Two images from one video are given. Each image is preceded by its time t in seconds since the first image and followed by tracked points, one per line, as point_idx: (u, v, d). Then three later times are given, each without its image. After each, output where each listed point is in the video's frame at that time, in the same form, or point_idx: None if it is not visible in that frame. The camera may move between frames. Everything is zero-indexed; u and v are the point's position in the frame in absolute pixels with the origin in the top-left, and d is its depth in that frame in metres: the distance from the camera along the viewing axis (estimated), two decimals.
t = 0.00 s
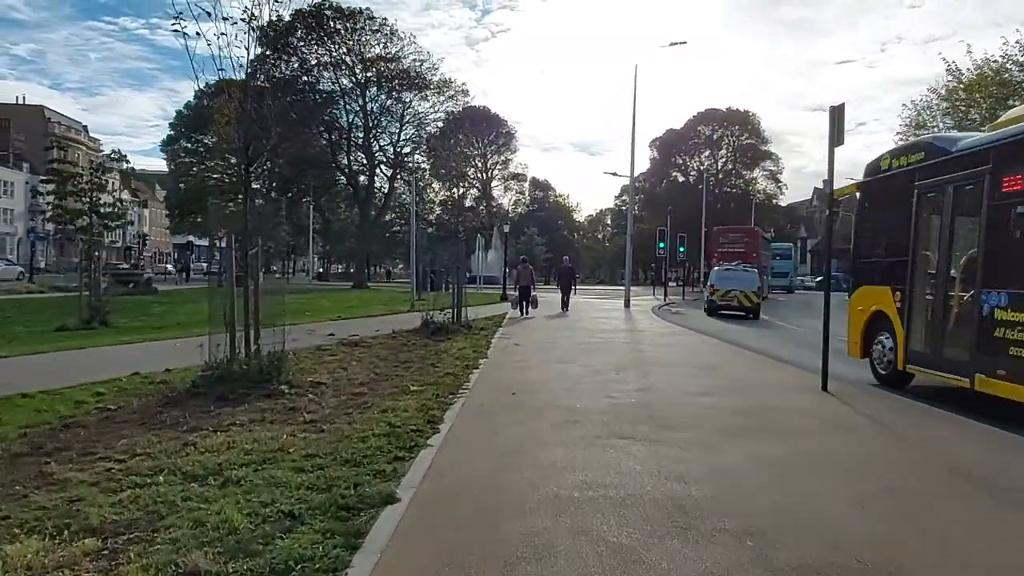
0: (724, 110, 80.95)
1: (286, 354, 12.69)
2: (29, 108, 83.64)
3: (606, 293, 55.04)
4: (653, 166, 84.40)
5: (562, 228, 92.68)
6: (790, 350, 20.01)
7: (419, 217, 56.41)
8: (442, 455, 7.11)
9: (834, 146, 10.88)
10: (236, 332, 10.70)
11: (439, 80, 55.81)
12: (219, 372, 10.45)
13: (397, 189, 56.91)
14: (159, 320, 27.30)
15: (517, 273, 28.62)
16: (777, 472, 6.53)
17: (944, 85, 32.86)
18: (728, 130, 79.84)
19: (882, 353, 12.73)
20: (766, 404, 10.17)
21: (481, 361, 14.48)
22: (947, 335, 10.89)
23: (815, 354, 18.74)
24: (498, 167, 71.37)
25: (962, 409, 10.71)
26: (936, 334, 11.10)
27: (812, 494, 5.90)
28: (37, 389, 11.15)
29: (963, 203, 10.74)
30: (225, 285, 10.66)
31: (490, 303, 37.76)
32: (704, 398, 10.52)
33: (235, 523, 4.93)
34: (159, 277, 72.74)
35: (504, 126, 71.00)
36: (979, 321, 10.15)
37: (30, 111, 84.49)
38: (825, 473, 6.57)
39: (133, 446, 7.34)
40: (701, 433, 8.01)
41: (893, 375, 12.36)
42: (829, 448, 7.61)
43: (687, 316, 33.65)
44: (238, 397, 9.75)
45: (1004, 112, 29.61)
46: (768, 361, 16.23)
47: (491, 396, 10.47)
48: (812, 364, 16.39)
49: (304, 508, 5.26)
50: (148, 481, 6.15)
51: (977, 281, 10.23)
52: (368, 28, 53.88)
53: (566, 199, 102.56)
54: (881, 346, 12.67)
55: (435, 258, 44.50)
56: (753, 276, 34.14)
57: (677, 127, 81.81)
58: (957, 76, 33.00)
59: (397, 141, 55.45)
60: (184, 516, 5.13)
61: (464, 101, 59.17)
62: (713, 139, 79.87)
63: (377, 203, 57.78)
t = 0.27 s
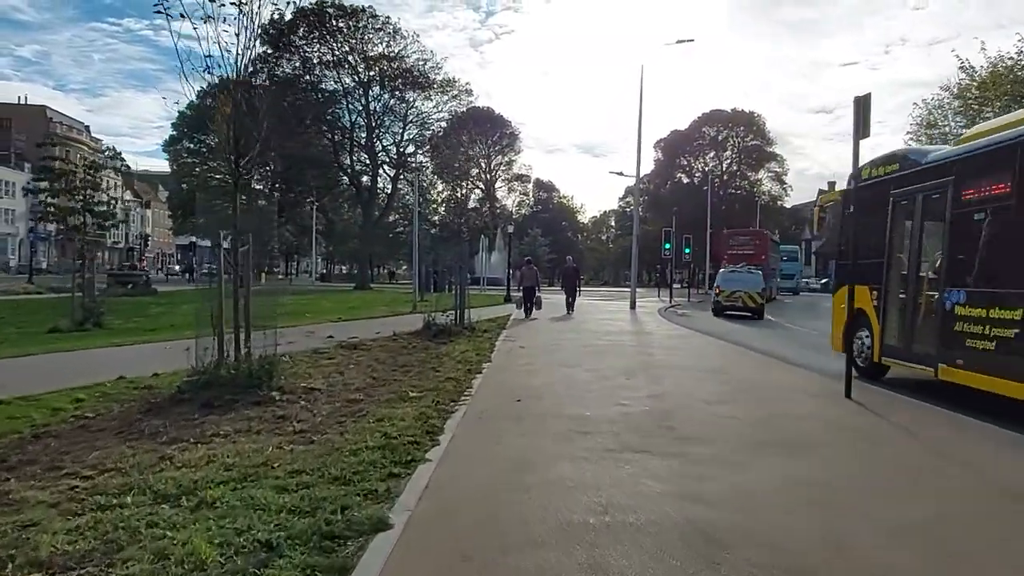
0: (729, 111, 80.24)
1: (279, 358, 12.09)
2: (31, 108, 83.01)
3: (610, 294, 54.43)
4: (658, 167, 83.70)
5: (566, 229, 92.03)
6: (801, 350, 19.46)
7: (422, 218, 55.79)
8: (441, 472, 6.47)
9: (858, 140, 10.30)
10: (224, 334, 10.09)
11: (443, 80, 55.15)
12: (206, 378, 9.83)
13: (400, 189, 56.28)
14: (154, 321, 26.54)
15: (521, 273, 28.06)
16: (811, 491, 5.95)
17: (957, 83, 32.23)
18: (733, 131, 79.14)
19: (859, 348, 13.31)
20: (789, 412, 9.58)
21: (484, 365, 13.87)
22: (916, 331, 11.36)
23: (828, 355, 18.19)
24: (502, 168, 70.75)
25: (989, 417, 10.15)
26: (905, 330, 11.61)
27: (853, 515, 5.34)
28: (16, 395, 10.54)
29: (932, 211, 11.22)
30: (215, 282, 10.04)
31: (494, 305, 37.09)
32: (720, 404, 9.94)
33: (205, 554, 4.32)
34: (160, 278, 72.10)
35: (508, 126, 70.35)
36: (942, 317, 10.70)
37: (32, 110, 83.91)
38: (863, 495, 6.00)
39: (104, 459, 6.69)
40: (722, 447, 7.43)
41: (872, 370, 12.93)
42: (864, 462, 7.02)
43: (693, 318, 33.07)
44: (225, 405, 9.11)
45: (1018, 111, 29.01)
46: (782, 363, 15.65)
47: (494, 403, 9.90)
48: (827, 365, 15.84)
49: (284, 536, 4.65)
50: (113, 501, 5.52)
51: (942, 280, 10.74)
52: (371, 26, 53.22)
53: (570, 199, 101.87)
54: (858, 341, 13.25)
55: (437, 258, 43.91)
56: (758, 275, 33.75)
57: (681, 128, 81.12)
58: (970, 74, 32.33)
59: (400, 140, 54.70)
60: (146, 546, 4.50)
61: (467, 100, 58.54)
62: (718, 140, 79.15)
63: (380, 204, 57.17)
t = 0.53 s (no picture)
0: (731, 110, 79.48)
1: (265, 364, 11.45)
2: (28, 106, 82.29)
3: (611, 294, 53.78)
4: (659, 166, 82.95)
5: (566, 229, 91.32)
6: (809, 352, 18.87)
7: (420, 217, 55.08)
8: (430, 498, 5.82)
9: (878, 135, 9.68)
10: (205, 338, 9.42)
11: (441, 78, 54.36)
12: (185, 385, 9.14)
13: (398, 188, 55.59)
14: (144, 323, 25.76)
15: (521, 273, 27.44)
16: (846, 524, 5.35)
17: (965, 80, 31.56)
18: (734, 130, 78.40)
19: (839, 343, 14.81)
20: (807, 424, 8.97)
21: (482, 371, 13.24)
22: (886, 325, 12.60)
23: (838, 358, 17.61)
24: (501, 167, 69.99)
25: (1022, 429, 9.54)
26: (877, 322, 12.90)
27: (899, 555, 4.72)
28: None
29: (899, 217, 12.38)
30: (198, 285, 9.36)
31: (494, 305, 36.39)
32: (733, 415, 9.33)
33: None
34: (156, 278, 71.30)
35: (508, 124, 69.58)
36: (905, 313, 11.88)
37: (28, 109, 83.12)
38: (900, 527, 5.43)
39: (59, 481, 6.05)
40: (741, 466, 6.83)
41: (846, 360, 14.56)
42: (898, 485, 6.40)
43: (696, 318, 32.51)
44: (202, 416, 8.45)
45: None
46: (792, 368, 15.06)
47: (494, 414, 9.27)
48: (839, 369, 15.25)
49: None
50: (58, 534, 4.88)
51: (907, 280, 11.92)
52: (369, 23, 52.43)
53: (570, 198, 101.24)
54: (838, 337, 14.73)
55: (435, 258, 43.23)
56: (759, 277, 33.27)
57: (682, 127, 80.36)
58: (980, 71, 31.69)
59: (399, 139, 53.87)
60: None
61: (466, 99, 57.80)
62: (719, 139, 78.39)
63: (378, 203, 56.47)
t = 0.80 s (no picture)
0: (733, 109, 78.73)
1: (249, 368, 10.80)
2: (26, 105, 81.60)
3: (613, 294, 53.15)
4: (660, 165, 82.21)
5: (567, 228, 90.68)
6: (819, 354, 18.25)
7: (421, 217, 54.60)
8: (417, 523, 5.15)
9: (901, 136, 8.96)
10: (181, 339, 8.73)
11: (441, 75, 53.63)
12: (158, 390, 8.44)
13: (397, 187, 55.01)
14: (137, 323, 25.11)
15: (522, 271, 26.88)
16: (887, 553, 4.73)
17: (975, 76, 30.90)
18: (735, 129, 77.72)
19: (818, 337, 15.96)
20: (828, 434, 8.34)
21: (480, 375, 12.60)
22: (859, 318, 13.72)
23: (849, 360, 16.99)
24: (502, 166, 69.33)
25: None
26: (853, 316, 14.03)
27: None
28: None
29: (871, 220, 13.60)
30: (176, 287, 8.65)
31: (494, 305, 35.77)
32: (748, 424, 8.70)
33: None
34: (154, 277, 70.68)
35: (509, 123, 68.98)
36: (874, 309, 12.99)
37: (25, 107, 82.40)
38: (950, 555, 4.78)
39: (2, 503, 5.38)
40: (762, 485, 6.21)
41: (826, 354, 15.24)
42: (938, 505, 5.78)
43: (699, 319, 31.90)
44: (176, 425, 7.78)
45: None
46: (803, 371, 14.43)
47: (491, 423, 8.62)
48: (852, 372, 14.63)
49: None
50: None
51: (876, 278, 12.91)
52: (367, 19, 51.67)
53: (570, 197, 100.55)
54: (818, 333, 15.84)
55: (434, 258, 42.59)
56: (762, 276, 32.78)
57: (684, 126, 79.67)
58: (990, 66, 31.05)
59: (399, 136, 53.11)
60: None
61: (465, 98, 57.07)
62: (721, 138, 77.69)
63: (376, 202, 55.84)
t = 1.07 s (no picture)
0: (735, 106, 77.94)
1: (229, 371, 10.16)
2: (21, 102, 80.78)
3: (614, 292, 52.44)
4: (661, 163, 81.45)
5: (567, 227, 89.95)
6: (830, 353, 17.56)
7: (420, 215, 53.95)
8: (401, 552, 4.51)
9: (932, 129, 8.27)
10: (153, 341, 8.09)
11: (441, 72, 52.84)
12: (125, 395, 7.77)
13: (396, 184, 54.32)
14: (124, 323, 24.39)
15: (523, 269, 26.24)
16: None
17: (985, 70, 30.22)
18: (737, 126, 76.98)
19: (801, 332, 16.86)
20: (854, 444, 7.66)
21: (477, 377, 11.91)
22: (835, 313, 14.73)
23: (863, 360, 16.27)
24: (502, 163, 68.60)
25: None
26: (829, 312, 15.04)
27: None
28: None
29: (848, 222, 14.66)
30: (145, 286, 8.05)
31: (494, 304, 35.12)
32: (765, 433, 8.03)
33: None
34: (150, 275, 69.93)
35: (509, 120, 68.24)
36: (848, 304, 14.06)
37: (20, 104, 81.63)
38: None
39: None
40: (790, 506, 5.52)
41: (808, 346, 16.16)
42: (988, 529, 5.13)
43: (702, 318, 31.21)
44: (143, 435, 7.14)
45: None
46: (816, 372, 13.74)
47: (486, 430, 7.99)
48: (868, 373, 13.93)
49: None
50: None
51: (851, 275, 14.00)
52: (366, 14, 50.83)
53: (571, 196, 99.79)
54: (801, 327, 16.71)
55: (433, 256, 41.91)
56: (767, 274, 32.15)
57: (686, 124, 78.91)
58: (1000, 60, 30.39)
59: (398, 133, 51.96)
60: None
61: (465, 95, 56.31)
62: (723, 135, 76.94)
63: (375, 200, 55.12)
